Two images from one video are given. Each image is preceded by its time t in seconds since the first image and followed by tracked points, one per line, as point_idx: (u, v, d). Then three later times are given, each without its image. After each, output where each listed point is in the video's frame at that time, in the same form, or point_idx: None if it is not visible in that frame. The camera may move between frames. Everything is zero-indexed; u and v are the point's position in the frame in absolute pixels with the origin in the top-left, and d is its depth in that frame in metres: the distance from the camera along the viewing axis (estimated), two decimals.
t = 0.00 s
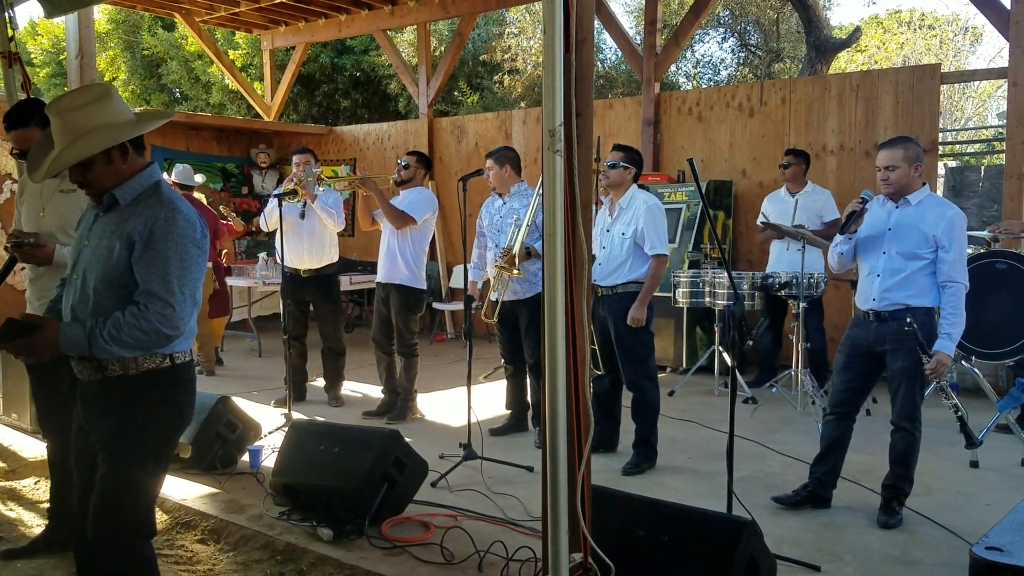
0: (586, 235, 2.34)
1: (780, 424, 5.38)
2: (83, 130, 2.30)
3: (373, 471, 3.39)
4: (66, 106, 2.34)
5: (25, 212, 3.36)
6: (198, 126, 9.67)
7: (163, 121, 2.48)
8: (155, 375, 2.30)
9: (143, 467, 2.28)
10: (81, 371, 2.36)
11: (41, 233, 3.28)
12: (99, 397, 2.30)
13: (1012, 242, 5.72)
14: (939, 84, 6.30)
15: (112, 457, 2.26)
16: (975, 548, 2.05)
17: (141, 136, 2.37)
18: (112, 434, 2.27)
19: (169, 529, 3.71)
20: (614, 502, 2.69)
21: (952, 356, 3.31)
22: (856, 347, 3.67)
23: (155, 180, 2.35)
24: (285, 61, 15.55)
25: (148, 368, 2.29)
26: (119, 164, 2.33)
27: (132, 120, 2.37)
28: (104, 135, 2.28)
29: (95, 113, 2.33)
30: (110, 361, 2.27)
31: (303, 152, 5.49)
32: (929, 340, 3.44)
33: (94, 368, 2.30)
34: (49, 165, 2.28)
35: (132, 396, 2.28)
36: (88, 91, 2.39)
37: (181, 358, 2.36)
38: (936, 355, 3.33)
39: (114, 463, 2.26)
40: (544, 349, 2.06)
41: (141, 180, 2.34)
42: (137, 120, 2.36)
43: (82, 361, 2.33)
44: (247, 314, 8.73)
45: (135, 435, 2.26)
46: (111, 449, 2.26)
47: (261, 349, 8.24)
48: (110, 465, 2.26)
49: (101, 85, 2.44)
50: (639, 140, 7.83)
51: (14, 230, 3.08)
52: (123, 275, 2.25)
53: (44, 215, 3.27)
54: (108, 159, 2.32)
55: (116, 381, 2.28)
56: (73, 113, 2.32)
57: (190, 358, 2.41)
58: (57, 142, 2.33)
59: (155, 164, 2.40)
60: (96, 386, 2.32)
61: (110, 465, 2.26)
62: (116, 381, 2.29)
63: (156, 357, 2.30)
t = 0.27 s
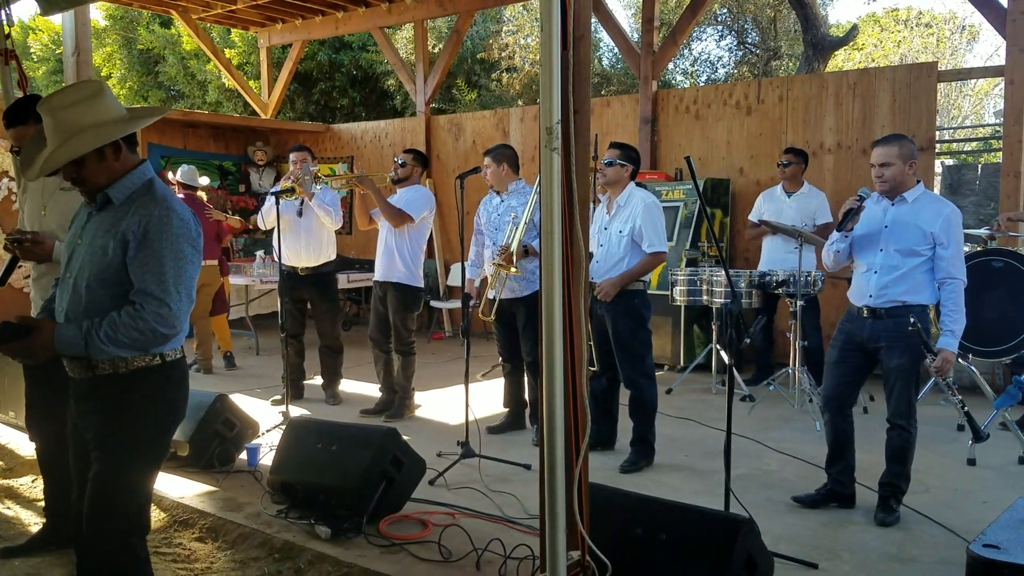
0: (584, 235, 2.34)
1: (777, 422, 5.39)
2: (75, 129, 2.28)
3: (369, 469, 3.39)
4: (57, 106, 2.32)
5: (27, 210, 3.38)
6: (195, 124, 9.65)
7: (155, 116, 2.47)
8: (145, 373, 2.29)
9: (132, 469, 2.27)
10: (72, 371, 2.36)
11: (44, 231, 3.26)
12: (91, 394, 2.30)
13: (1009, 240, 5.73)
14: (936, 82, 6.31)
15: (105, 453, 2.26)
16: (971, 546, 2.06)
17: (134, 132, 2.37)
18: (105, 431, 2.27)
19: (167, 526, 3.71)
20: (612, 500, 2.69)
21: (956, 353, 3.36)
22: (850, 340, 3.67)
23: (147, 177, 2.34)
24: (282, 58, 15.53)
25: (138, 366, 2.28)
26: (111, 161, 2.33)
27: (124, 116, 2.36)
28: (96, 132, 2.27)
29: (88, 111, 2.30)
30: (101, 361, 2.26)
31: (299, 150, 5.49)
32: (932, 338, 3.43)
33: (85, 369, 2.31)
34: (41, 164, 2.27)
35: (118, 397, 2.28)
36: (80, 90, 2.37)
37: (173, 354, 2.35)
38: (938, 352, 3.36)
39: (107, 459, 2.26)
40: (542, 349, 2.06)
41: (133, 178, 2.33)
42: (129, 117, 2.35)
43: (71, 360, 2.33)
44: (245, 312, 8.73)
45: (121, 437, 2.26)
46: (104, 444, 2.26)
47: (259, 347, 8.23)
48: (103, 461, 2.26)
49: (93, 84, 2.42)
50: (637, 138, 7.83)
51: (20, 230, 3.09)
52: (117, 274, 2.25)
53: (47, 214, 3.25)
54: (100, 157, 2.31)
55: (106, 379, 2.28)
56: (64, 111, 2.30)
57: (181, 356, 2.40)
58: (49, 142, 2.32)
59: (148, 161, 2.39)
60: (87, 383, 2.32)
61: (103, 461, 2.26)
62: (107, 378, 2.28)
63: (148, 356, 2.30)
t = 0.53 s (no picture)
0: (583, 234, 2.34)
1: (775, 420, 5.39)
2: (75, 128, 2.27)
3: (369, 469, 3.39)
4: (56, 104, 2.31)
5: (24, 207, 3.36)
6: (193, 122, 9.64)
7: (153, 117, 2.47)
8: (147, 369, 2.30)
9: (134, 466, 2.26)
10: (71, 372, 2.36)
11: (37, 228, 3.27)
12: (92, 393, 2.31)
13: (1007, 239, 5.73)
14: (935, 81, 6.31)
15: (110, 451, 2.26)
16: (970, 544, 2.06)
17: (134, 133, 2.37)
18: (107, 430, 2.27)
19: (165, 525, 3.71)
20: (610, 498, 2.69)
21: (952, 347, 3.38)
22: (844, 341, 3.66)
23: (146, 179, 2.35)
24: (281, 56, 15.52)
25: (137, 361, 2.29)
26: (110, 162, 2.33)
27: (125, 117, 2.36)
28: (98, 133, 2.27)
29: (88, 111, 2.30)
30: (99, 361, 2.26)
31: (297, 147, 5.47)
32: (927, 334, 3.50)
33: (85, 367, 2.31)
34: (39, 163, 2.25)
35: (118, 395, 2.28)
36: (80, 87, 2.37)
37: (172, 351, 2.35)
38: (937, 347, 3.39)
39: (112, 458, 2.25)
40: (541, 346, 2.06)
41: (131, 180, 2.33)
42: (129, 118, 2.35)
43: (71, 360, 2.33)
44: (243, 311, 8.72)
45: (122, 435, 2.26)
46: (108, 444, 2.26)
47: (257, 345, 8.23)
48: (108, 460, 2.26)
49: (92, 82, 2.41)
50: (635, 137, 7.83)
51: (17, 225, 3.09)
52: (112, 276, 2.25)
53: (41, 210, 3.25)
54: (99, 157, 2.31)
55: (106, 377, 2.29)
56: (63, 110, 2.29)
57: (182, 352, 2.39)
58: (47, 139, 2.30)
59: (146, 163, 2.39)
60: (87, 383, 2.32)
61: (109, 460, 2.25)
62: (107, 375, 2.29)
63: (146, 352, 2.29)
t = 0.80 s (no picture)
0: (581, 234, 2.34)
1: (773, 420, 5.39)
2: (65, 115, 2.29)
3: (366, 468, 3.40)
4: (49, 93, 2.34)
5: (20, 204, 3.34)
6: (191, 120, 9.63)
7: (147, 110, 2.48)
8: (134, 367, 2.29)
9: (122, 465, 2.26)
10: (61, 366, 2.35)
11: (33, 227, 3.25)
12: (80, 390, 2.29)
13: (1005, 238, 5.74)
14: (933, 80, 6.32)
15: (98, 450, 2.25)
16: (968, 544, 2.06)
17: (126, 124, 2.36)
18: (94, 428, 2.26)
19: (162, 525, 3.70)
20: (608, 498, 2.69)
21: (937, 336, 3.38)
22: (835, 340, 3.66)
23: (136, 171, 2.34)
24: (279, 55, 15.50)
25: (127, 360, 2.28)
26: (100, 152, 2.32)
27: (117, 108, 2.36)
28: (89, 121, 2.27)
29: (80, 100, 2.31)
30: (89, 354, 2.26)
31: (294, 146, 5.47)
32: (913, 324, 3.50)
33: (72, 363, 2.29)
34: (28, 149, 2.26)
35: (107, 393, 2.28)
36: (74, 77, 2.38)
37: (161, 349, 2.35)
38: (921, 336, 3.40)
39: (99, 456, 2.25)
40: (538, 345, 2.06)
41: (121, 172, 2.32)
42: (121, 108, 2.35)
43: (60, 357, 2.32)
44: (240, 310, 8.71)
45: (110, 433, 2.25)
46: (95, 442, 2.25)
47: (254, 345, 8.22)
48: (96, 458, 2.25)
49: (87, 73, 2.42)
50: (633, 136, 7.83)
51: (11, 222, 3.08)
52: (102, 267, 2.24)
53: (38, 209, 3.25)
54: (89, 146, 2.30)
55: (93, 374, 2.27)
56: (56, 98, 2.32)
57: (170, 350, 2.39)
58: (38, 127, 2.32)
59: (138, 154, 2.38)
60: (75, 380, 2.30)
61: (96, 459, 2.25)
62: (95, 373, 2.27)
63: (136, 351, 2.28)
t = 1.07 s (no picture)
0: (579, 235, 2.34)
1: (771, 420, 5.40)
2: (61, 119, 2.27)
3: (365, 468, 3.40)
4: (44, 97, 2.32)
5: (21, 205, 3.36)
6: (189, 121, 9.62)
7: (142, 116, 2.47)
8: (131, 371, 2.29)
9: (117, 469, 2.26)
10: (59, 373, 2.36)
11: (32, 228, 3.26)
12: (77, 395, 2.30)
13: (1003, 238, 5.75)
14: (931, 80, 6.33)
15: (92, 454, 2.24)
16: (965, 543, 2.06)
17: (120, 129, 2.36)
18: (89, 432, 2.26)
19: (160, 525, 3.70)
20: (606, 498, 2.69)
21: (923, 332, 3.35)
22: (832, 343, 3.67)
23: (131, 177, 2.34)
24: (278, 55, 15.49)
25: (125, 369, 2.28)
26: (94, 157, 2.31)
27: (112, 113, 2.36)
28: (83, 125, 2.26)
29: (74, 105, 2.31)
30: (86, 362, 2.26)
31: (292, 148, 5.46)
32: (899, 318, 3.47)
33: (70, 370, 2.30)
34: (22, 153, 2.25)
35: (103, 396, 2.27)
36: (69, 82, 2.38)
37: (160, 357, 2.35)
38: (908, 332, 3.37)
39: (93, 460, 2.24)
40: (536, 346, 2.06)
41: (116, 177, 2.32)
42: (116, 113, 2.34)
43: (58, 363, 2.34)
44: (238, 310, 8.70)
45: (105, 438, 2.25)
46: (89, 446, 2.24)
47: (253, 345, 8.21)
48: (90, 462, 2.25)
49: (81, 78, 2.42)
50: (632, 136, 7.83)
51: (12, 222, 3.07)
52: (97, 273, 2.24)
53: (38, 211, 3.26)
54: (83, 151, 2.30)
55: (90, 379, 2.28)
56: (51, 102, 2.30)
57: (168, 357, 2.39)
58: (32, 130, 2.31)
59: (132, 160, 2.38)
60: (72, 385, 2.32)
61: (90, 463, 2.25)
62: (91, 377, 2.27)
63: (134, 358, 2.28)
